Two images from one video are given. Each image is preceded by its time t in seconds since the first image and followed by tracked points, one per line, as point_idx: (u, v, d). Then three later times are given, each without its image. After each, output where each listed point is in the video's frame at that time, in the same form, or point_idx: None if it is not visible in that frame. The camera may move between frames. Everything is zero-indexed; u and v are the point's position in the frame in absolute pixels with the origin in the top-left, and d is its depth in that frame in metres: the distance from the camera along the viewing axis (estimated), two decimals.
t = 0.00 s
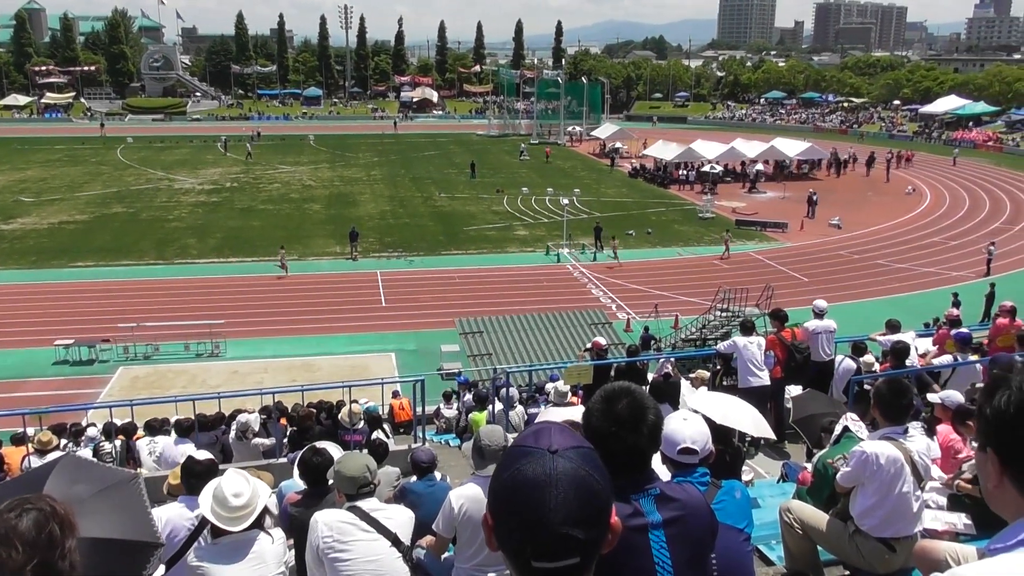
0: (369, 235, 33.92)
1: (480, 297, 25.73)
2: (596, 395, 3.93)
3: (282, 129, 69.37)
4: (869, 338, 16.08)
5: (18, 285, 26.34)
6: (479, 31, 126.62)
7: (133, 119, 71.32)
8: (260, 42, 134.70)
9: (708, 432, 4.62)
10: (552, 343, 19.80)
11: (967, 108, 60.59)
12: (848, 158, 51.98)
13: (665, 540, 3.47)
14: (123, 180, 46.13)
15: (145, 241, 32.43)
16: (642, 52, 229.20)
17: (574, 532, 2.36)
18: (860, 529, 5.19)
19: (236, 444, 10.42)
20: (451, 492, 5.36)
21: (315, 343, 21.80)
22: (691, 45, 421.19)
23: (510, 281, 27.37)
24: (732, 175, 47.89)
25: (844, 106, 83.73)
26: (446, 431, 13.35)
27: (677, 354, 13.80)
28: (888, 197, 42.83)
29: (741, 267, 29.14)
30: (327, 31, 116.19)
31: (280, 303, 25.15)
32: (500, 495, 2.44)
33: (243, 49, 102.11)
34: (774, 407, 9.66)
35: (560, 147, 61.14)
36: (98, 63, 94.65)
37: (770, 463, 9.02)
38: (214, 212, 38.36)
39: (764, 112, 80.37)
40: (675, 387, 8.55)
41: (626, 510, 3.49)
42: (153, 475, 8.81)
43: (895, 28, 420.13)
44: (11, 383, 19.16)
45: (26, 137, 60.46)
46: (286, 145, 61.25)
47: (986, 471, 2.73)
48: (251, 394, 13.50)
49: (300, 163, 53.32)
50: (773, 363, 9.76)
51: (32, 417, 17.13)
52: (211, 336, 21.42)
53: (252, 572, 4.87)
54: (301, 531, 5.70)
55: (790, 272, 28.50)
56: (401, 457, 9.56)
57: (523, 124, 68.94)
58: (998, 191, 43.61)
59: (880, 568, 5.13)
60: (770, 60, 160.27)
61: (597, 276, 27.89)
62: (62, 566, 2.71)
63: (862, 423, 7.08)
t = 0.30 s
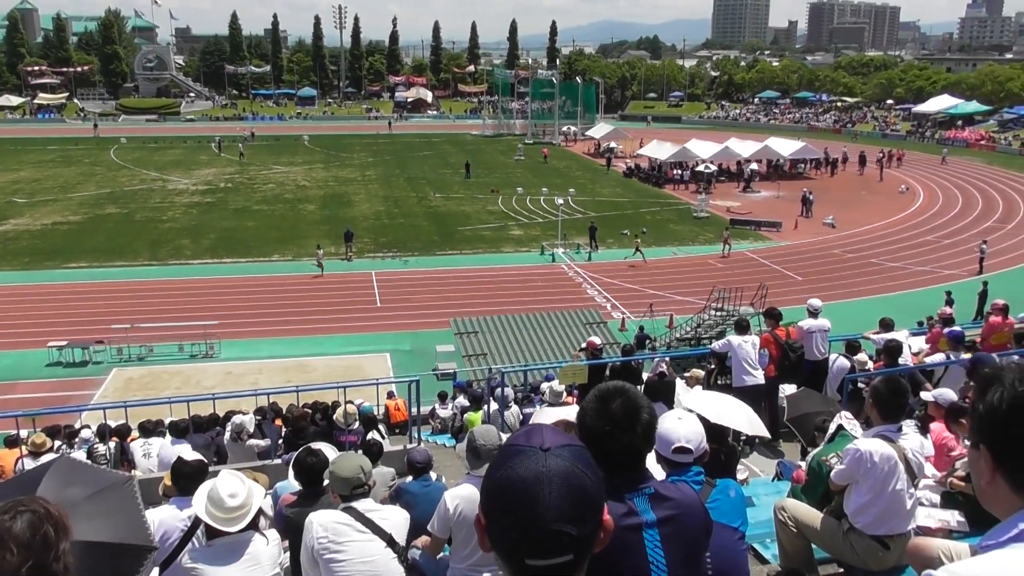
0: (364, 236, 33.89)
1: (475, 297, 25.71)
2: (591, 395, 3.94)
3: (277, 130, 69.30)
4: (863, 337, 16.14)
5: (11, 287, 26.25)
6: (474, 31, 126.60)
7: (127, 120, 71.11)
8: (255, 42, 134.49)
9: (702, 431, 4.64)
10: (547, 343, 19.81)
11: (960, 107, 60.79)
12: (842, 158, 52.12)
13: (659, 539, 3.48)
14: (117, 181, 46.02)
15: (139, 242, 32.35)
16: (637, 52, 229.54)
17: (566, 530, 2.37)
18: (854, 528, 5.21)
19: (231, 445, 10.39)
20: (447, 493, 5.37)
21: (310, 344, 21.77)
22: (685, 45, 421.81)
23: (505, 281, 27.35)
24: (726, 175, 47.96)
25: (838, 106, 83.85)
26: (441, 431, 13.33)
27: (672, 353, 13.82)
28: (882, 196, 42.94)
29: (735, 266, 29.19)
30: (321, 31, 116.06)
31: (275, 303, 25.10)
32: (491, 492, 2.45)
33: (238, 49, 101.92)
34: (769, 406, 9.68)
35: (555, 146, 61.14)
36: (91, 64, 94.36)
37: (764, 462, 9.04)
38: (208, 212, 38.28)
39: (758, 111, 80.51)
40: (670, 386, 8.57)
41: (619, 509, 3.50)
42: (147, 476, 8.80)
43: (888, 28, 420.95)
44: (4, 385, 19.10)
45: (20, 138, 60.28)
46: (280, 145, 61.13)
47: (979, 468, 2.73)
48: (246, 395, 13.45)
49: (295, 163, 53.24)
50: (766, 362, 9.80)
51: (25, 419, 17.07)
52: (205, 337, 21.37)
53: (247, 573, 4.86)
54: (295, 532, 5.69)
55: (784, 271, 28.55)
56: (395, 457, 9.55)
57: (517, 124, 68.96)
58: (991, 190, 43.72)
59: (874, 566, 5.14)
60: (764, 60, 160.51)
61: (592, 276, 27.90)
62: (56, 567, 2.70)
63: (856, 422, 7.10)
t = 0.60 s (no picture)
0: (358, 234, 33.82)
1: (470, 296, 25.71)
2: (585, 393, 3.96)
3: (271, 128, 69.17)
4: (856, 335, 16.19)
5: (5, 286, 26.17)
6: (467, 29, 126.53)
7: (120, 118, 70.85)
8: (247, 40, 134.08)
9: (696, 429, 4.64)
10: (541, 340, 19.81)
11: (953, 105, 60.98)
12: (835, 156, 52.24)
13: (653, 537, 3.48)
14: (110, 179, 45.87)
15: (132, 241, 32.25)
16: (630, 51, 229.82)
17: (560, 525, 2.37)
18: (847, 525, 5.22)
19: (226, 444, 10.35)
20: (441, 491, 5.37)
21: (305, 343, 21.74)
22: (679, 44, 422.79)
23: (499, 280, 27.33)
24: (721, 173, 48.02)
25: (832, 104, 84.02)
26: (436, 430, 13.31)
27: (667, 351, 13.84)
28: (875, 194, 43.05)
29: (729, 264, 29.26)
30: (315, 29, 115.85)
31: (269, 302, 25.04)
32: (483, 491, 2.45)
33: (231, 48, 101.63)
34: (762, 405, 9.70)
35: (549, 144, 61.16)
36: (84, 63, 93.95)
37: (758, 459, 9.06)
38: (202, 211, 38.20)
39: (752, 109, 80.68)
40: (663, 384, 8.58)
41: (613, 507, 3.51)
42: (140, 477, 8.77)
43: (882, 26, 422.32)
44: None
45: (12, 137, 60.04)
46: (273, 144, 61.00)
47: (973, 464, 2.74)
48: (240, 395, 13.41)
49: (288, 162, 53.16)
50: (760, 359, 9.81)
51: (19, 419, 17.03)
52: (199, 336, 21.31)
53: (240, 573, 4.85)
54: (290, 533, 5.67)
55: (778, 269, 28.61)
56: (390, 456, 9.52)
57: (511, 123, 68.96)
58: (984, 188, 43.90)
59: (867, 563, 5.16)
60: (757, 57, 160.58)
61: (587, 275, 27.90)
62: (50, 566, 2.68)
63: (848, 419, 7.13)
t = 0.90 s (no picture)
0: (358, 234, 33.81)
1: (470, 295, 25.69)
2: (584, 393, 3.94)
3: (271, 127, 69.18)
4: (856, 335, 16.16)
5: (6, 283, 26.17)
6: (467, 29, 126.51)
7: (120, 116, 70.84)
8: (248, 38, 134.14)
9: (697, 431, 4.63)
10: (541, 340, 19.79)
11: (954, 106, 60.90)
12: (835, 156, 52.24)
13: (652, 537, 3.46)
14: (111, 177, 45.87)
15: (133, 239, 32.25)
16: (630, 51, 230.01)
17: (562, 524, 2.36)
18: (848, 526, 5.20)
19: (225, 442, 10.34)
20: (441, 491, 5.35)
21: (305, 342, 21.74)
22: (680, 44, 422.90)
23: (500, 280, 27.31)
24: (721, 173, 47.97)
25: (833, 104, 84.00)
26: (435, 430, 13.30)
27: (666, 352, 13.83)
28: (875, 195, 43.01)
29: (730, 265, 29.25)
30: (315, 28, 115.90)
31: (269, 301, 25.03)
32: (484, 492, 2.44)
33: (232, 47, 101.64)
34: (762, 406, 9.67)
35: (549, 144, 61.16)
36: (85, 62, 93.95)
37: (757, 461, 9.03)
38: (202, 209, 38.21)
39: (753, 109, 80.72)
40: (663, 383, 8.55)
41: (613, 508, 3.49)
42: (140, 475, 8.75)
43: (883, 26, 422.11)
44: None
45: (12, 135, 60.02)
46: (273, 143, 60.96)
47: (978, 468, 2.71)
48: (240, 393, 13.39)
49: (289, 161, 53.15)
50: (760, 360, 9.79)
51: (19, 417, 17.03)
52: (199, 335, 21.28)
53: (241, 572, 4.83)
54: (289, 532, 5.66)
55: (778, 269, 28.60)
56: (389, 455, 9.50)
57: (511, 123, 68.98)
58: (985, 189, 43.89)
59: (868, 566, 5.14)
60: (758, 57, 160.51)
61: (587, 275, 27.87)
62: (53, 561, 2.66)
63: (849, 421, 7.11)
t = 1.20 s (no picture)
0: (357, 233, 33.80)
1: (469, 296, 25.69)
2: (583, 393, 3.91)
3: (270, 126, 69.18)
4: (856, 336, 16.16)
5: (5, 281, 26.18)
6: (467, 29, 126.57)
7: (120, 115, 70.79)
8: (247, 38, 134.08)
9: (696, 431, 4.62)
10: (540, 341, 19.77)
11: (954, 107, 60.96)
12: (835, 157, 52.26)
13: (652, 539, 3.44)
14: (110, 177, 45.84)
15: (132, 238, 32.24)
16: (630, 52, 230.27)
17: (564, 523, 2.35)
18: (846, 529, 5.19)
19: (224, 441, 10.31)
20: (439, 490, 5.33)
21: (305, 341, 21.74)
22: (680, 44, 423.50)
23: (499, 280, 27.32)
24: (721, 174, 47.95)
25: (832, 106, 84.07)
26: (434, 430, 13.27)
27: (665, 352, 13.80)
28: (874, 196, 43.02)
29: (729, 266, 29.26)
30: (314, 28, 115.87)
31: (268, 300, 25.02)
32: (484, 491, 2.42)
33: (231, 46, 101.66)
34: (759, 409, 9.67)
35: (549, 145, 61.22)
36: (84, 60, 93.88)
37: (755, 462, 9.03)
38: (201, 208, 38.22)
39: (752, 110, 80.81)
40: (661, 385, 8.54)
41: (610, 509, 3.47)
42: (138, 473, 8.74)
43: (883, 28, 422.62)
44: None
45: (11, 134, 59.95)
46: (273, 142, 60.97)
47: (982, 471, 2.69)
48: (239, 391, 13.35)
49: (288, 160, 53.15)
50: (759, 361, 9.78)
51: (19, 414, 17.03)
52: (198, 333, 21.24)
53: (241, 571, 4.82)
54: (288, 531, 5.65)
55: (777, 271, 28.62)
56: (388, 454, 9.46)
57: (511, 123, 69.02)
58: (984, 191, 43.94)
59: (866, 568, 5.13)
60: (757, 58, 160.58)
61: (586, 275, 27.85)
62: (53, 558, 2.64)
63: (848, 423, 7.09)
